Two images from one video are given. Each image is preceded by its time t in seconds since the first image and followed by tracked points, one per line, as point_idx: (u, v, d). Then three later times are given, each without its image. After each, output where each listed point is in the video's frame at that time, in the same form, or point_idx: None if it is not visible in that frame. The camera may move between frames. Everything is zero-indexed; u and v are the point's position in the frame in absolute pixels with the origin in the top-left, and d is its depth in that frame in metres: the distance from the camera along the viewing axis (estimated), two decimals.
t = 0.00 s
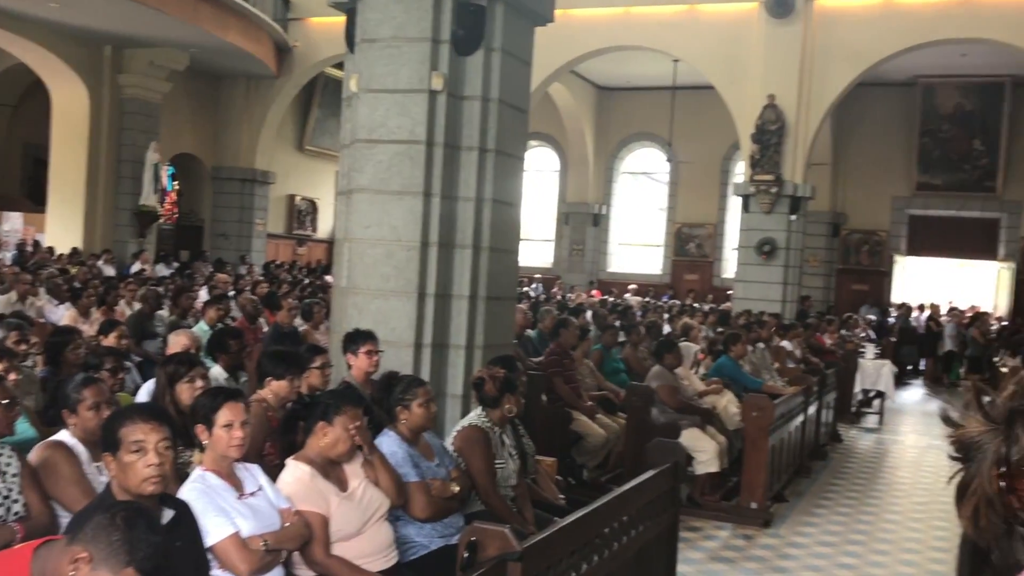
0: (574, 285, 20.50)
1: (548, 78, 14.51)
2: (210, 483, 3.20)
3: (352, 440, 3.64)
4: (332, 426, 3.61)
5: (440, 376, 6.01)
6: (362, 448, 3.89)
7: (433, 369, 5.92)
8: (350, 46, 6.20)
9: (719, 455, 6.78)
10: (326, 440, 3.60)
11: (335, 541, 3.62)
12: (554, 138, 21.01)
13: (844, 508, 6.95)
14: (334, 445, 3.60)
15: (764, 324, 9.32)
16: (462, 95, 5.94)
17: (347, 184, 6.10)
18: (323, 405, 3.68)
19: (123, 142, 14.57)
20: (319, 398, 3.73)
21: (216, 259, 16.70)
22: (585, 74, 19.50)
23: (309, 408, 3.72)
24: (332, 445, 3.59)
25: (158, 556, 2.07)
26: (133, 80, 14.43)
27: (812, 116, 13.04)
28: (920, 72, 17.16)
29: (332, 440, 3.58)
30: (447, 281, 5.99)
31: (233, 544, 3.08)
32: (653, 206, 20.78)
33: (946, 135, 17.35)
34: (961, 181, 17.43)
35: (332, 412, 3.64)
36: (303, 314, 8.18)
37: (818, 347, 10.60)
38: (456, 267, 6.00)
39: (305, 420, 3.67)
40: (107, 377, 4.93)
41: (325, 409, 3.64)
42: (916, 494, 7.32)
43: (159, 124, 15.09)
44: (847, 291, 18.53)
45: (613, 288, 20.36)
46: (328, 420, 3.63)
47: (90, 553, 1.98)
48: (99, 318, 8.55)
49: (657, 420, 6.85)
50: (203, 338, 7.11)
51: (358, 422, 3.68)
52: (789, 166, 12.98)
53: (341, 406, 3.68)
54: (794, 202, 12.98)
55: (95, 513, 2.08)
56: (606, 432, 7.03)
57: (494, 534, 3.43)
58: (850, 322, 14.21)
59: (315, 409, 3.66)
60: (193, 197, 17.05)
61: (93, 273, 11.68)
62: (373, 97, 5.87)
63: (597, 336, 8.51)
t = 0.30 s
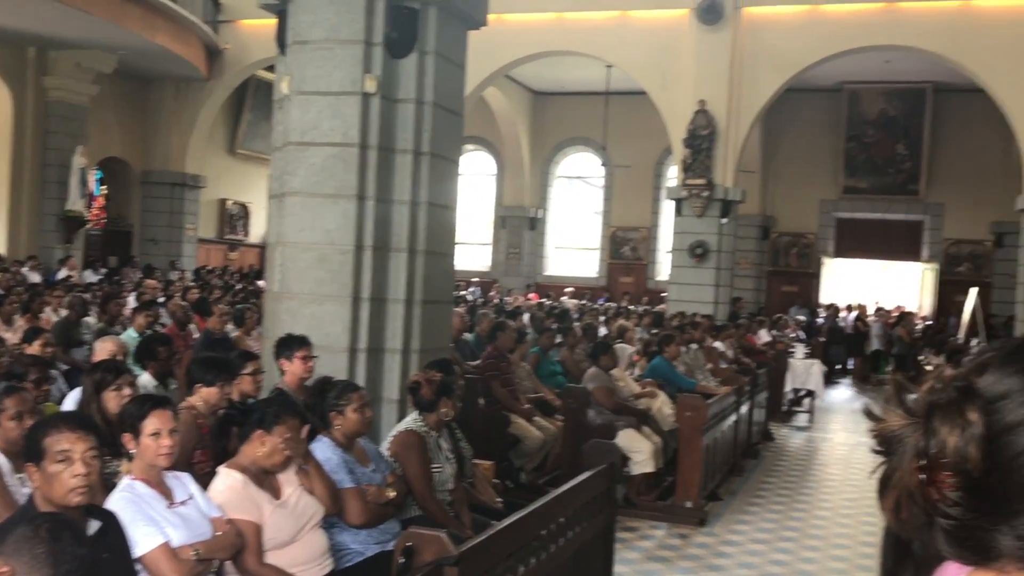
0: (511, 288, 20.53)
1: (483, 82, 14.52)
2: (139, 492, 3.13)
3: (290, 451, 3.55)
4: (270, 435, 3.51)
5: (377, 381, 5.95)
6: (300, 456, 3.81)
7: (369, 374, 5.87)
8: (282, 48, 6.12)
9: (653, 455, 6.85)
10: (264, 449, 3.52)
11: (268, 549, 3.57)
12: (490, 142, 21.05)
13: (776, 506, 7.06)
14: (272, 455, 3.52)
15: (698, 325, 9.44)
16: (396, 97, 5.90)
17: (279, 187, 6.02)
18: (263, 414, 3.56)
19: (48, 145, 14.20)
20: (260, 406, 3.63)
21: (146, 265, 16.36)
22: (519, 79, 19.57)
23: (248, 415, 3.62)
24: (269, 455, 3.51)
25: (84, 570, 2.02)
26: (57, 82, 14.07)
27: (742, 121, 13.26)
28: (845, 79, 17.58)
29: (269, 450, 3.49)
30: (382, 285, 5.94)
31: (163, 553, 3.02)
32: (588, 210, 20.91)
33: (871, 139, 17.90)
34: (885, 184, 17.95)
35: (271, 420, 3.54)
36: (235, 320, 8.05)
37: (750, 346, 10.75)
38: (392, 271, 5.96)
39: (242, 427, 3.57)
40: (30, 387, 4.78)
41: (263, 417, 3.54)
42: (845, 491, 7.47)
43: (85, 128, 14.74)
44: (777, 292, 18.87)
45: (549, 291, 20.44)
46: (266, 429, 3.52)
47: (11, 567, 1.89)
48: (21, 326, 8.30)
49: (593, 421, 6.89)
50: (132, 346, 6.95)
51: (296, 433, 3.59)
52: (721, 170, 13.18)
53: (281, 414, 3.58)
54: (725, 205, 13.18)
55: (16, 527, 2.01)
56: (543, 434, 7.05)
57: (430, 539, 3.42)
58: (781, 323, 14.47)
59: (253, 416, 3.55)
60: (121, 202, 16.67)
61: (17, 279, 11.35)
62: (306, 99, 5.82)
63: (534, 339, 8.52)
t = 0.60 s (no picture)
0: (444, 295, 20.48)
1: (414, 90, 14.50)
2: (60, 507, 3.06)
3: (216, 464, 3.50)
4: (196, 448, 3.46)
5: (307, 391, 5.90)
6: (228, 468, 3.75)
7: (299, 384, 5.81)
8: (207, 54, 6.04)
9: (586, 460, 6.89)
10: (190, 462, 3.46)
11: (195, 563, 3.51)
12: (421, 149, 21.03)
13: (706, 507, 7.17)
14: (197, 468, 3.47)
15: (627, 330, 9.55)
16: (325, 104, 5.87)
17: (205, 195, 5.94)
18: (190, 425, 3.51)
19: None
20: (187, 417, 3.58)
21: (70, 275, 15.95)
22: (450, 87, 19.59)
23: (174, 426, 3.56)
24: (194, 468, 3.46)
25: None
26: None
27: (670, 129, 13.46)
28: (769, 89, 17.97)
29: (195, 463, 3.45)
30: (311, 293, 5.89)
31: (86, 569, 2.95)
32: (520, 217, 20.98)
33: (794, 147, 18.24)
34: (808, 192, 18.38)
35: (198, 432, 3.49)
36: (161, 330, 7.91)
37: (678, 351, 10.89)
38: (322, 279, 5.92)
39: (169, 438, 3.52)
40: None
41: (191, 429, 3.48)
42: (773, 491, 7.63)
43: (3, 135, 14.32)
44: (705, 298, 19.24)
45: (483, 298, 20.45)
46: (193, 441, 3.47)
47: None
48: None
49: (526, 427, 6.92)
50: (52, 358, 6.77)
51: (224, 445, 3.54)
52: (650, 178, 13.35)
53: (209, 426, 3.52)
54: (654, 212, 13.35)
55: None
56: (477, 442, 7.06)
57: (360, 549, 3.40)
58: (710, 327, 14.71)
59: (180, 428, 3.50)
60: (43, 211, 16.23)
61: None
62: (232, 106, 5.75)
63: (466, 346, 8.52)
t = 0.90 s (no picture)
0: (379, 304, 20.32)
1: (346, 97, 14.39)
2: None
3: (141, 481, 3.41)
4: (119, 464, 3.36)
5: (236, 403, 5.80)
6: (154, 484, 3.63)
7: (228, 396, 5.71)
8: (131, 61, 5.91)
9: (522, 468, 6.87)
10: (113, 478, 3.37)
11: None
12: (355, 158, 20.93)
13: (641, 512, 7.22)
14: (121, 484, 3.37)
15: (562, 336, 9.59)
16: (253, 111, 5.79)
17: (129, 204, 5.80)
18: (115, 440, 3.42)
19: None
20: (112, 431, 3.48)
21: None
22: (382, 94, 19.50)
23: (98, 440, 3.45)
24: (119, 484, 3.36)
25: None
26: None
27: (602, 138, 13.56)
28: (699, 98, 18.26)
29: (119, 480, 3.35)
30: (240, 304, 5.79)
31: None
32: (457, 225, 20.87)
33: (724, 156, 18.54)
34: (738, 200, 18.69)
35: (123, 448, 3.39)
36: (85, 342, 7.71)
37: (610, 356, 10.92)
38: (251, 289, 5.83)
39: (93, 453, 3.41)
40: None
41: (116, 445, 3.39)
42: (706, 494, 7.71)
43: None
44: (639, 303, 19.32)
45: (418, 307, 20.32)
46: (117, 457, 3.37)
47: None
48: None
49: (462, 435, 6.89)
50: None
51: (151, 463, 3.44)
52: (583, 185, 13.42)
53: (135, 441, 3.43)
54: (589, 220, 13.45)
55: None
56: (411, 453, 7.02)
57: (291, 562, 3.34)
58: (644, 334, 14.80)
59: (104, 443, 3.40)
60: None
61: None
62: (158, 113, 5.64)
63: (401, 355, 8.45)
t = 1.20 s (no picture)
0: (315, 313, 20.12)
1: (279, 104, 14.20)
2: None
3: (69, 498, 3.31)
4: (48, 482, 3.26)
5: (168, 416, 5.68)
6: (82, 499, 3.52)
7: (159, 408, 5.59)
8: (57, 66, 5.76)
9: (461, 477, 6.87)
10: (42, 495, 3.26)
11: None
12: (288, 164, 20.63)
13: (580, 519, 7.24)
14: (49, 502, 3.27)
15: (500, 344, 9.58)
16: (184, 118, 5.69)
17: (56, 213, 5.66)
18: (44, 456, 3.31)
19: None
20: (39, 446, 3.36)
21: None
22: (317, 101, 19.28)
23: (24, 457, 3.33)
24: (47, 502, 3.26)
25: None
26: None
27: (540, 147, 13.57)
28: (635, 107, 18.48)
29: (48, 497, 3.25)
30: (171, 314, 5.68)
31: None
32: (393, 232, 20.85)
33: (659, 164, 18.81)
34: (674, 208, 18.93)
35: (53, 465, 3.29)
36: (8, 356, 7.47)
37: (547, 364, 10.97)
38: (182, 300, 5.72)
39: (19, 469, 3.30)
40: None
41: (45, 462, 3.29)
42: (645, 499, 7.76)
43: None
44: (577, 310, 19.51)
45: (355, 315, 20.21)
46: (46, 474, 3.28)
47: None
48: None
49: (400, 446, 6.84)
50: None
51: (81, 480, 3.35)
52: (521, 194, 13.45)
53: (65, 457, 3.33)
54: (526, 228, 13.45)
55: None
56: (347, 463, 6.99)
57: None
58: (582, 340, 14.87)
59: (32, 459, 3.30)
60: None
61: None
62: (85, 120, 5.51)
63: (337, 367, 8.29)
